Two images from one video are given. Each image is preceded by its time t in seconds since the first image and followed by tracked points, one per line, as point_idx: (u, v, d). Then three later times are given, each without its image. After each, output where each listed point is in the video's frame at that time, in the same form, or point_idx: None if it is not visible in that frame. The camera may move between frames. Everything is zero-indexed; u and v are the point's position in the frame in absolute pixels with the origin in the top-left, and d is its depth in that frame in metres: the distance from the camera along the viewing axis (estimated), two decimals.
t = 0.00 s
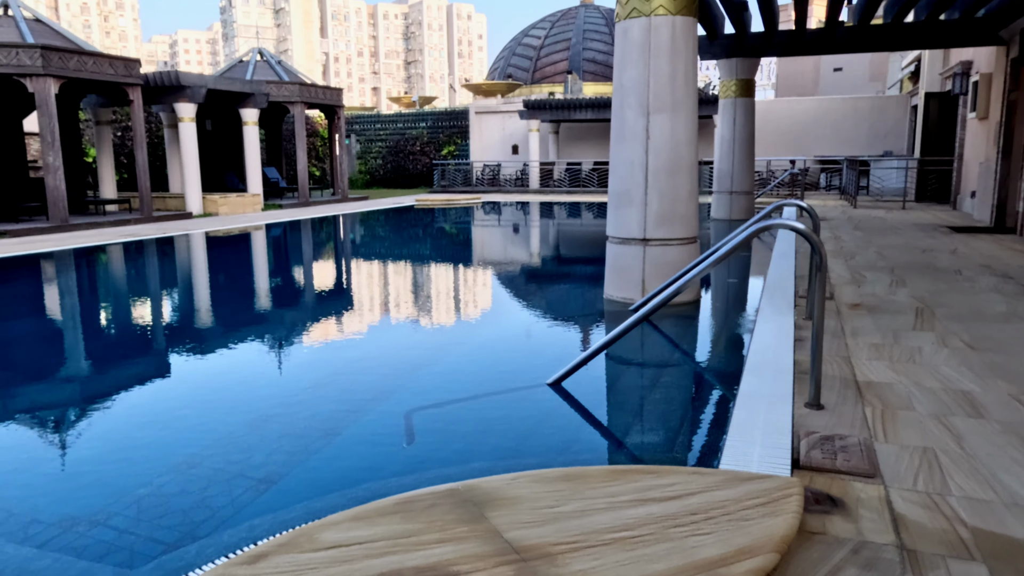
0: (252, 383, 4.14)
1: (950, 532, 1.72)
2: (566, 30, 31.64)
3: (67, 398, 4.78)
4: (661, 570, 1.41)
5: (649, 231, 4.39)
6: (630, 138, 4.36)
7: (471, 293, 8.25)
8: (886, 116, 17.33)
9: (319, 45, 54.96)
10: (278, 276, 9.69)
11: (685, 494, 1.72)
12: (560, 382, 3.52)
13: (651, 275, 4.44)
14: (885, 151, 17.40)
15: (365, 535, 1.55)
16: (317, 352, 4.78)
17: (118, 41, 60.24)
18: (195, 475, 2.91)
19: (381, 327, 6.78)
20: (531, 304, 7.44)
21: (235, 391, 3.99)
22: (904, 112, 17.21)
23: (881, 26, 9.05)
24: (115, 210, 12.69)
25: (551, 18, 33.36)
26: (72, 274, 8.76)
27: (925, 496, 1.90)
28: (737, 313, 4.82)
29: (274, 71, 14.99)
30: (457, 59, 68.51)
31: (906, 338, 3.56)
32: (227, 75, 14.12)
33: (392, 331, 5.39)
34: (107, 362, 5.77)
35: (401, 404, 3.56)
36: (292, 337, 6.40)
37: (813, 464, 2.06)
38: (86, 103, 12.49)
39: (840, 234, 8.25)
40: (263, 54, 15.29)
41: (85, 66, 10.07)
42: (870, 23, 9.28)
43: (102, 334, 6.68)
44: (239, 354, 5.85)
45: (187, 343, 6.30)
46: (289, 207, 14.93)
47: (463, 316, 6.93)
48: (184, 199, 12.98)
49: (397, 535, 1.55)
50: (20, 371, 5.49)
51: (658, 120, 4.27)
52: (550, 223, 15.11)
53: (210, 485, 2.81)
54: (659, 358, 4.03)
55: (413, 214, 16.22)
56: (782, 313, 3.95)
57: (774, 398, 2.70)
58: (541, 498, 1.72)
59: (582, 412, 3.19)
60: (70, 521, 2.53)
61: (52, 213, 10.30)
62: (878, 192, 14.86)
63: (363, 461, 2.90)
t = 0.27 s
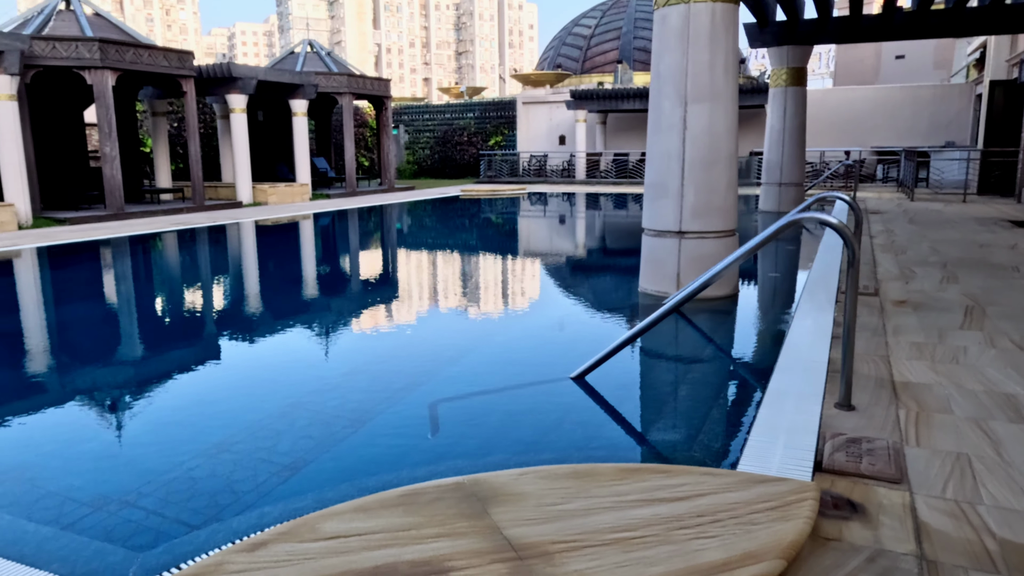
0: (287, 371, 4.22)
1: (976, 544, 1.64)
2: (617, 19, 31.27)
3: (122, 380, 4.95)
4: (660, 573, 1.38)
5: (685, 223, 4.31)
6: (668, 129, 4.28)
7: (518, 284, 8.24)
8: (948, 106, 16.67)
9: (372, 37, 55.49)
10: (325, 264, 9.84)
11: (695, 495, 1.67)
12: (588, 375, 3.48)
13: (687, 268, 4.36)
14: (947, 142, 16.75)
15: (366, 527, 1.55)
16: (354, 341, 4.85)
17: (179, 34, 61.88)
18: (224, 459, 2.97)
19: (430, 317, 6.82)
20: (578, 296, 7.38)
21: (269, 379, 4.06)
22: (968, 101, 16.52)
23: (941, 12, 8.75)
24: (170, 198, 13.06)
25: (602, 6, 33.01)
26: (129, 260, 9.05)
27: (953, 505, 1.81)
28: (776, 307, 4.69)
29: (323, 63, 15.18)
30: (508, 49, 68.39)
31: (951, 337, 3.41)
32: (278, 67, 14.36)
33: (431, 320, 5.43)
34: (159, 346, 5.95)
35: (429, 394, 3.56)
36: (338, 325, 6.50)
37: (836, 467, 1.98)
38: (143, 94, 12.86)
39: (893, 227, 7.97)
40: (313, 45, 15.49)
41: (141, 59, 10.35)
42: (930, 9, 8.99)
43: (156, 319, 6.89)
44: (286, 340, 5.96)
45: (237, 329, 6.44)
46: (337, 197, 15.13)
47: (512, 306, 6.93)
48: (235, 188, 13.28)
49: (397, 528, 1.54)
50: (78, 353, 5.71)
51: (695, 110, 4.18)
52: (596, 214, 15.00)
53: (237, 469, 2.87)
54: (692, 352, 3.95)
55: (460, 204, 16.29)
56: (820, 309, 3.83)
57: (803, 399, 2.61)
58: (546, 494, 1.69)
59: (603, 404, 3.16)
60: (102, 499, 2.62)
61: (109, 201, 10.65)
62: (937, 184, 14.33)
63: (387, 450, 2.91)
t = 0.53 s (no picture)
0: (312, 366, 4.28)
1: (980, 558, 1.58)
2: (663, 11, 30.86)
3: (166, 368, 5.11)
4: None
5: (713, 220, 4.24)
6: (696, 124, 4.22)
7: (562, 278, 8.24)
8: (1006, 99, 16.04)
9: (419, 30, 55.73)
10: (366, 257, 9.97)
11: (688, 500, 1.65)
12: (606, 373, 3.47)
13: (714, 266, 4.29)
14: (1004, 136, 16.13)
15: (355, 522, 1.57)
16: (382, 338, 4.91)
17: (232, 29, 63.02)
18: (244, 450, 3.04)
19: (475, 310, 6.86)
20: (623, 291, 7.34)
21: (292, 374, 4.13)
22: None
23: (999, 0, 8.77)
24: (216, 191, 13.36)
25: None
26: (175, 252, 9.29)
27: (961, 516, 1.75)
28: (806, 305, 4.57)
29: (366, 57, 15.34)
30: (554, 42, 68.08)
31: (984, 341, 3.30)
32: (321, 62, 14.56)
33: (464, 317, 5.46)
34: (203, 335, 6.11)
35: (446, 389, 3.58)
36: (378, 317, 6.58)
37: (843, 474, 1.93)
38: (192, 89, 13.18)
39: (939, 225, 7.71)
40: (356, 40, 15.66)
41: (188, 55, 10.59)
42: None
43: (200, 309, 7.08)
44: (325, 332, 6.06)
45: (278, 320, 6.58)
46: (377, 191, 15.30)
47: (554, 301, 6.92)
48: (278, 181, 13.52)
49: (385, 523, 1.56)
50: (125, 341, 5.89)
51: (724, 105, 4.11)
52: (638, 210, 14.86)
53: (254, 460, 2.92)
54: (716, 352, 3.90)
55: (501, 198, 16.32)
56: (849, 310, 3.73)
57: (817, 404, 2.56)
58: (538, 494, 1.69)
59: (613, 399, 3.13)
60: (124, 485, 2.68)
61: (156, 193, 10.94)
62: (992, 180, 13.82)
63: (402, 443, 2.93)
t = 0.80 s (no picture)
0: (334, 367, 4.32)
1: None
2: (702, 12, 30.54)
3: (203, 365, 5.22)
4: None
5: (738, 226, 4.19)
6: (721, 128, 4.17)
7: (597, 281, 8.22)
8: None
9: (457, 33, 55.98)
10: (400, 259, 10.07)
11: (687, 511, 1.64)
12: (623, 379, 3.45)
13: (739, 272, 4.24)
14: None
15: (353, 524, 1.59)
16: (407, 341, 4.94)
17: (274, 33, 64.07)
18: (263, 449, 3.09)
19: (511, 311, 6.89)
20: (658, 294, 7.30)
21: (316, 374, 4.19)
22: None
23: None
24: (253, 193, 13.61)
25: None
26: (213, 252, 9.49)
27: (972, 534, 1.70)
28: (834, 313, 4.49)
29: (401, 61, 15.48)
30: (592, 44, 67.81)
31: (1015, 352, 3.20)
32: (357, 66, 14.74)
33: (489, 320, 5.47)
34: (239, 334, 6.24)
35: (463, 392, 3.60)
36: (411, 318, 6.64)
37: (852, 488, 1.90)
38: (231, 93, 13.46)
39: (981, 231, 7.50)
40: (392, 44, 15.81)
41: (227, 59, 10.81)
42: None
43: (237, 308, 7.22)
44: (359, 332, 6.14)
45: (312, 319, 6.68)
46: (411, 193, 15.42)
47: (589, 304, 6.90)
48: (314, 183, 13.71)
49: (381, 526, 1.57)
50: (164, 339, 6.03)
51: (750, 109, 4.06)
52: (673, 213, 14.73)
53: (272, 459, 2.97)
54: (736, 360, 3.84)
55: (535, 201, 16.32)
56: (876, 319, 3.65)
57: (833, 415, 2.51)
58: (536, 500, 1.69)
59: (625, 404, 3.12)
60: (145, 481, 2.75)
61: (195, 195, 11.19)
62: None
63: (418, 445, 2.95)
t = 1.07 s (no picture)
0: (367, 370, 4.36)
1: None
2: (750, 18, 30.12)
3: (247, 366, 5.32)
4: None
5: (775, 233, 4.11)
6: (759, 134, 4.09)
7: (641, 288, 8.17)
8: None
9: (503, 41, 56.19)
10: (442, 264, 10.14)
11: (702, 523, 1.60)
12: (654, 388, 3.40)
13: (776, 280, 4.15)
14: None
15: (363, 527, 1.59)
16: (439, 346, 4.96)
17: (324, 42, 65.26)
18: (292, 448, 3.12)
19: (552, 318, 6.88)
20: (703, 302, 7.21)
21: (349, 377, 4.24)
22: None
23: None
24: (298, 198, 13.86)
25: (735, 5, 31.90)
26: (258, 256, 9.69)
27: (1006, 556, 1.62)
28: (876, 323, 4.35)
29: (445, 68, 15.62)
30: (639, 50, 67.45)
31: None
32: (401, 73, 14.92)
33: (524, 326, 5.48)
34: (283, 336, 6.34)
35: (492, 398, 3.59)
36: (451, 323, 6.67)
37: (881, 504, 1.83)
38: (279, 101, 13.75)
39: None
40: (436, 51, 15.96)
41: (274, 67, 11.05)
42: None
43: (280, 311, 7.34)
44: (399, 336, 6.18)
45: (355, 323, 6.76)
46: (452, 199, 15.51)
47: (633, 311, 6.84)
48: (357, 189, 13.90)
49: (391, 530, 1.57)
50: (210, 340, 6.17)
51: (789, 114, 3.97)
52: (717, 220, 14.52)
53: (301, 459, 3.01)
54: (770, 369, 3.76)
55: (577, 207, 16.27)
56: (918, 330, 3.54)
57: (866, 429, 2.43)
58: (549, 508, 1.67)
59: (652, 413, 3.08)
60: (175, 478, 2.80)
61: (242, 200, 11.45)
62: None
63: (444, 449, 2.95)
